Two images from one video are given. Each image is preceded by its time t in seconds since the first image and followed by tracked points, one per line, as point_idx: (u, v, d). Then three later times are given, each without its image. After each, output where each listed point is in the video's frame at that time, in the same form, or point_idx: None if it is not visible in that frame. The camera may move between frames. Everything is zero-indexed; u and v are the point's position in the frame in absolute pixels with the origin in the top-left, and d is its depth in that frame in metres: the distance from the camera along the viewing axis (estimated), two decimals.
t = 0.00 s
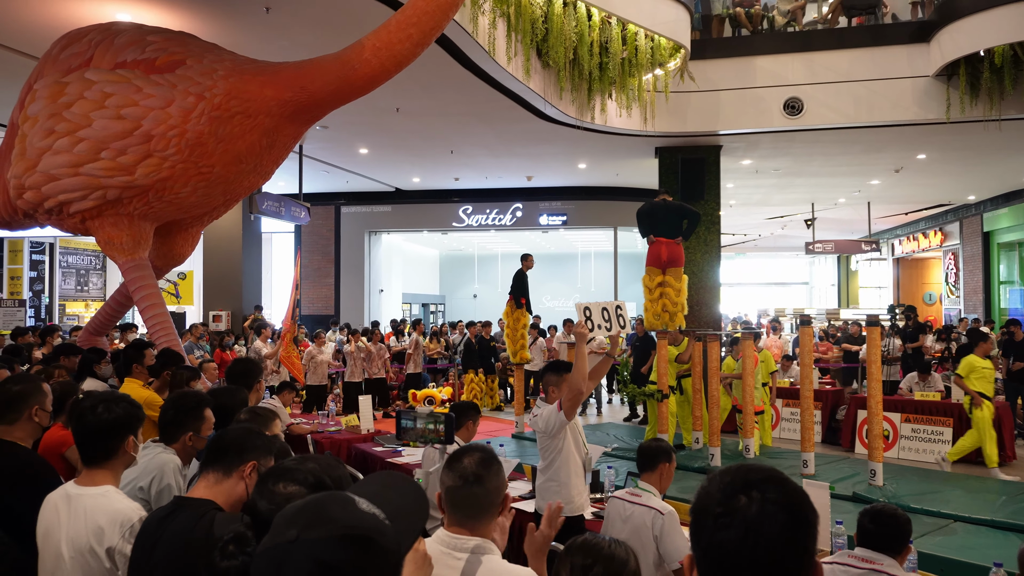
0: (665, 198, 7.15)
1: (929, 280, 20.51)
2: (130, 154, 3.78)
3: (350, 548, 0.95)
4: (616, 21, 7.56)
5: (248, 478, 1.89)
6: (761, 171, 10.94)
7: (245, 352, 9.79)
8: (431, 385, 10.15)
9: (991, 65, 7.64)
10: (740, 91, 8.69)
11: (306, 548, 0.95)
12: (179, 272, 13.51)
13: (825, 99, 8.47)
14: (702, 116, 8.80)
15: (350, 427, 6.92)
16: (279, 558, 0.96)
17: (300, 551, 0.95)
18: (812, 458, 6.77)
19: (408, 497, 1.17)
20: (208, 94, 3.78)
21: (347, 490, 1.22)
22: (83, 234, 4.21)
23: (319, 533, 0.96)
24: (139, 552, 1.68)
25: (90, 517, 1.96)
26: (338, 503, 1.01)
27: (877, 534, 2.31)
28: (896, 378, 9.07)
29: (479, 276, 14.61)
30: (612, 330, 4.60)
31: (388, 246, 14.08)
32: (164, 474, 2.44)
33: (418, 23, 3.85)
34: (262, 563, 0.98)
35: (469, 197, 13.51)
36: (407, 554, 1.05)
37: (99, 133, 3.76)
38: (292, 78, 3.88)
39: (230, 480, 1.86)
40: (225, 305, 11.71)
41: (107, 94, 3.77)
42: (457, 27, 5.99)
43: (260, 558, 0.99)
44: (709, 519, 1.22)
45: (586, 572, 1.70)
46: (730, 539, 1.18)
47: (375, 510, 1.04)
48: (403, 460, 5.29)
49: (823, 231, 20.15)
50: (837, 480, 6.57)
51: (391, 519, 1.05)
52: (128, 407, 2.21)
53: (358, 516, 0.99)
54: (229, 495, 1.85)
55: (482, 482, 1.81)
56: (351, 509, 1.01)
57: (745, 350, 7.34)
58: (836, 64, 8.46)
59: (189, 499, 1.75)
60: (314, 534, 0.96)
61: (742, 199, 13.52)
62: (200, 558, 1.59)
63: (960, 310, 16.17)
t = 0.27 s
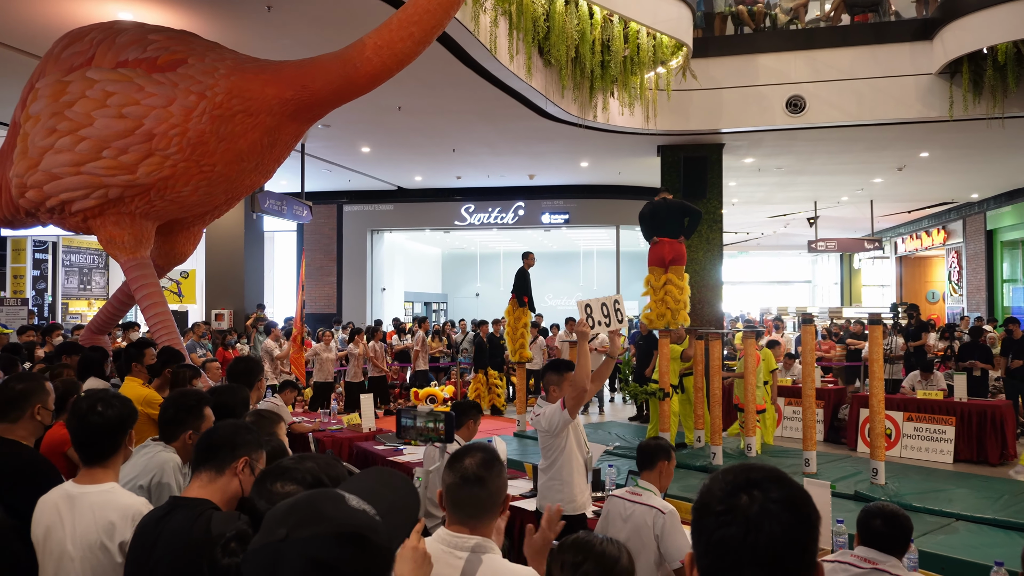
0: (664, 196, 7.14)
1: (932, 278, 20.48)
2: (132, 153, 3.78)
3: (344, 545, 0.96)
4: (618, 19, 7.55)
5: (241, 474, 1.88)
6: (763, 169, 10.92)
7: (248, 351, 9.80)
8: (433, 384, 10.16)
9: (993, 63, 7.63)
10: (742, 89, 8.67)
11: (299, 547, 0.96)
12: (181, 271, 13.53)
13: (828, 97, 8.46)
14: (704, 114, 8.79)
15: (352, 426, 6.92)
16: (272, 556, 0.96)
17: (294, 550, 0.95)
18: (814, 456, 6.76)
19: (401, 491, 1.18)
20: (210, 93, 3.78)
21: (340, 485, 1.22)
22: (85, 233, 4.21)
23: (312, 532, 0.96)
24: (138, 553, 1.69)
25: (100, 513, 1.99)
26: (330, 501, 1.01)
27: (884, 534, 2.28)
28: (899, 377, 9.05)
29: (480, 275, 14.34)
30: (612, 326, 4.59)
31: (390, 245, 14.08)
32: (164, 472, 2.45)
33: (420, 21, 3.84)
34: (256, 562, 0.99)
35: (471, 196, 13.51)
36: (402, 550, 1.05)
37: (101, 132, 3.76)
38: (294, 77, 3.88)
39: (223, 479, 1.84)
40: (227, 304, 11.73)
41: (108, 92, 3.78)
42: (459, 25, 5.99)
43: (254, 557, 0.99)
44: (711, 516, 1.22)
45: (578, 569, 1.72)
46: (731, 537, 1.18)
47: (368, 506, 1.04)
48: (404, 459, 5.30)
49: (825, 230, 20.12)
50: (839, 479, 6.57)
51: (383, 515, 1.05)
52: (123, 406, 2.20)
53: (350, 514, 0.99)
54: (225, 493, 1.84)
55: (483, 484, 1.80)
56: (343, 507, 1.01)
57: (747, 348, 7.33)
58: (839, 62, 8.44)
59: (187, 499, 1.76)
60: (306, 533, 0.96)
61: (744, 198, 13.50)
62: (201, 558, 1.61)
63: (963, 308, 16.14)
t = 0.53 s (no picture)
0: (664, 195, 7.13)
1: (936, 277, 20.41)
2: (135, 151, 3.78)
3: (336, 539, 0.98)
4: (621, 17, 7.54)
5: (237, 471, 1.85)
6: (766, 168, 10.90)
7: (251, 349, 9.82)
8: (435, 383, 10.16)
9: (997, 62, 7.60)
10: (745, 87, 8.66)
11: (292, 543, 0.98)
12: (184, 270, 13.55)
13: (832, 96, 8.44)
14: (707, 112, 8.77)
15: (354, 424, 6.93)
16: (264, 553, 0.99)
17: (285, 546, 0.98)
18: (816, 455, 6.74)
19: (394, 489, 1.20)
20: (212, 91, 3.78)
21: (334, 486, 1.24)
22: (87, 231, 4.22)
23: (303, 527, 0.99)
24: (137, 554, 1.69)
25: (105, 509, 2.00)
26: (321, 498, 1.03)
27: (885, 533, 2.27)
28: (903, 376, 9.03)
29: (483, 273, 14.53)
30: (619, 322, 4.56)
31: (393, 244, 14.09)
32: (164, 471, 2.45)
33: (421, 19, 3.83)
34: (249, 560, 1.01)
35: (474, 194, 13.51)
36: (394, 545, 1.08)
37: (103, 130, 3.77)
38: (296, 76, 3.88)
39: (218, 479, 1.82)
40: (230, 303, 11.74)
41: (111, 91, 3.78)
42: (461, 23, 5.98)
43: (247, 555, 1.01)
44: (704, 517, 1.22)
45: (563, 565, 1.59)
46: (724, 538, 1.17)
47: (360, 503, 1.07)
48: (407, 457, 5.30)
49: (829, 229, 20.07)
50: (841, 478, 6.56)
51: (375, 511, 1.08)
52: (116, 403, 2.17)
53: (341, 510, 1.02)
54: (223, 492, 1.83)
55: (489, 489, 1.74)
56: (334, 503, 1.03)
57: (749, 347, 7.31)
58: (842, 60, 8.42)
59: (186, 499, 1.77)
60: (298, 529, 0.99)
61: (748, 197, 13.47)
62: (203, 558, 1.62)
63: (967, 307, 16.09)
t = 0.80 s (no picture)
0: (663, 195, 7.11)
1: (938, 277, 20.38)
2: (135, 151, 3.78)
3: (339, 540, 0.98)
4: (622, 17, 7.53)
5: (237, 471, 1.85)
6: (768, 168, 10.89)
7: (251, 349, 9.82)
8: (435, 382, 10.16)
9: (999, 62, 7.58)
10: (746, 87, 8.64)
11: (295, 543, 0.98)
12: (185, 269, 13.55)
13: (833, 96, 8.43)
14: (708, 112, 8.76)
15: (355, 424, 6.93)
16: (267, 552, 0.99)
17: (289, 546, 0.98)
18: (817, 456, 6.72)
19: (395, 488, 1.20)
20: (213, 91, 3.78)
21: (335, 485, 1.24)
22: (88, 231, 4.22)
23: (305, 528, 0.98)
24: (137, 553, 1.69)
25: (105, 509, 2.00)
26: (323, 497, 1.03)
27: (885, 533, 2.27)
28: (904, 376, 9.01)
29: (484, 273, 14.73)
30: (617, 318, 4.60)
31: (394, 243, 14.09)
32: (164, 471, 2.45)
33: (422, 19, 3.82)
34: (252, 559, 1.01)
35: (475, 194, 13.50)
36: (396, 544, 1.07)
37: (104, 130, 3.77)
38: (297, 75, 3.88)
39: (218, 479, 1.82)
40: (231, 302, 11.75)
41: (112, 91, 3.78)
42: (462, 23, 5.97)
43: (248, 555, 1.01)
44: (700, 518, 1.21)
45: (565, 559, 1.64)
46: (720, 539, 1.17)
47: (362, 502, 1.06)
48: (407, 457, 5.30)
49: (830, 229, 20.06)
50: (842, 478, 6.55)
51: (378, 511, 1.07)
52: (116, 402, 2.16)
53: (344, 510, 1.01)
54: (224, 492, 1.83)
55: (513, 493, 1.79)
56: (337, 503, 1.03)
57: (750, 347, 7.29)
58: (844, 60, 8.41)
59: (188, 498, 1.76)
60: (301, 529, 0.99)
61: (749, 196, 13.45)
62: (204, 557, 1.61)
63: (969, 307, 16.06)
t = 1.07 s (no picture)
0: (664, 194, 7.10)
1: (939, 276, 20.35)
2: (137, 150, 3.79)
3: (348, 542, 0.98)
4: (623, 15, 7.52)
5: (243, 470, 1.86)
6: (769, 167, 10.88)
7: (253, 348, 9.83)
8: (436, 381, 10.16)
9: (1001, 61, 7.57)
10: (748, 86, 8.64)
11: (304, 545, 0.98)
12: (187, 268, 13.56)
13: (835, 96, 8.42)
14: (710, 111, 8.75)
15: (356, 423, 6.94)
16: (277, 554, 0.99)
17: (298, 548, 0.98)
18: (818, 455, 6.73)
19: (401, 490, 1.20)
20: (215, 90, 3.79)
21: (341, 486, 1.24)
22: (90, 230, 4.22)
23: (315, 529, 0.99)
24: (144, 551, 1.69)
25: (110, 507, 2.00)
26: (332, 500, 1.03)
27: (886, 533, 2.27)
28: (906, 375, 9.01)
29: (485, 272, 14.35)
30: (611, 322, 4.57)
31: (395, 242, 14.09)
32: (168, 470, 2.45)
33: (423, 18, 3.82)
34: (261, 561, 1.01)
35: (476, 193, 13.50)
36: (404, 545, 1.08)
37: (106, 129, 3.77)
38: (299, 75, 3.88)
39: (224, 478, 1.82)
40: (233, 301, 11.76)
41: (114, 90, 3.78)
42: (463, 22, 5.97)
43: (258, 557, 1.01)
44: (699, 509, 1.30)
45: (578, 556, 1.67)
46: (717, 526, 1.26)
47: (370, 504, 1.07)
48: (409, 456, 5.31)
49: (831, 227, 20.02)
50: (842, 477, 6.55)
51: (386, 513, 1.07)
52: (121, 401, 2.17)
53: (353, 512, 1.02)
54: (230, 490, 1.83)
55: (522, 489, 1.83)
56: (346, 505, 1.03)
57: (752, 346, 7.29)
58: (845, 60, 8.40)
59: (193, 495, 1.76)
60: (310, 530, 0.99)
61: (750, 195, 13.44)
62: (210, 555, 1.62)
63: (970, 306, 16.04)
